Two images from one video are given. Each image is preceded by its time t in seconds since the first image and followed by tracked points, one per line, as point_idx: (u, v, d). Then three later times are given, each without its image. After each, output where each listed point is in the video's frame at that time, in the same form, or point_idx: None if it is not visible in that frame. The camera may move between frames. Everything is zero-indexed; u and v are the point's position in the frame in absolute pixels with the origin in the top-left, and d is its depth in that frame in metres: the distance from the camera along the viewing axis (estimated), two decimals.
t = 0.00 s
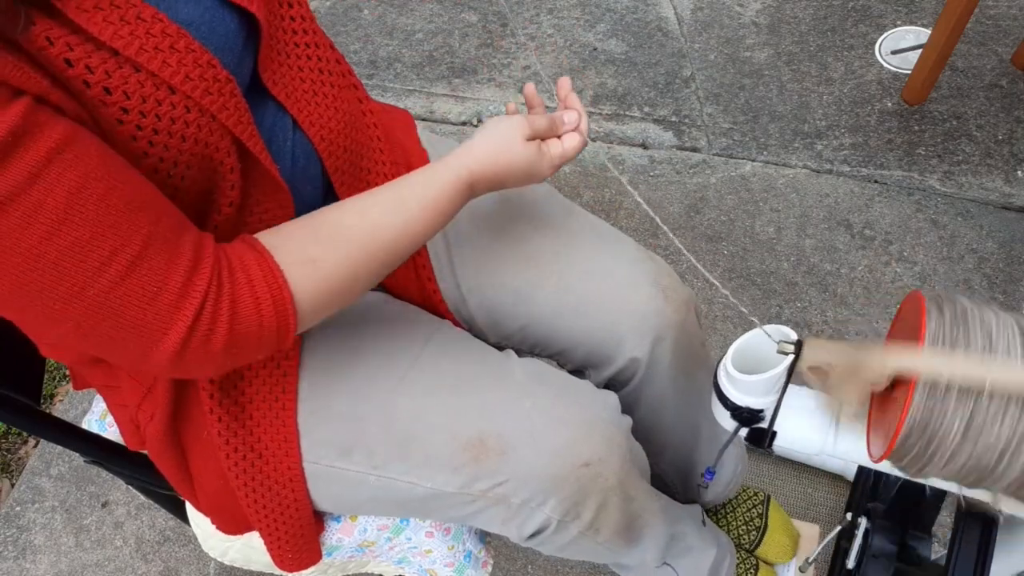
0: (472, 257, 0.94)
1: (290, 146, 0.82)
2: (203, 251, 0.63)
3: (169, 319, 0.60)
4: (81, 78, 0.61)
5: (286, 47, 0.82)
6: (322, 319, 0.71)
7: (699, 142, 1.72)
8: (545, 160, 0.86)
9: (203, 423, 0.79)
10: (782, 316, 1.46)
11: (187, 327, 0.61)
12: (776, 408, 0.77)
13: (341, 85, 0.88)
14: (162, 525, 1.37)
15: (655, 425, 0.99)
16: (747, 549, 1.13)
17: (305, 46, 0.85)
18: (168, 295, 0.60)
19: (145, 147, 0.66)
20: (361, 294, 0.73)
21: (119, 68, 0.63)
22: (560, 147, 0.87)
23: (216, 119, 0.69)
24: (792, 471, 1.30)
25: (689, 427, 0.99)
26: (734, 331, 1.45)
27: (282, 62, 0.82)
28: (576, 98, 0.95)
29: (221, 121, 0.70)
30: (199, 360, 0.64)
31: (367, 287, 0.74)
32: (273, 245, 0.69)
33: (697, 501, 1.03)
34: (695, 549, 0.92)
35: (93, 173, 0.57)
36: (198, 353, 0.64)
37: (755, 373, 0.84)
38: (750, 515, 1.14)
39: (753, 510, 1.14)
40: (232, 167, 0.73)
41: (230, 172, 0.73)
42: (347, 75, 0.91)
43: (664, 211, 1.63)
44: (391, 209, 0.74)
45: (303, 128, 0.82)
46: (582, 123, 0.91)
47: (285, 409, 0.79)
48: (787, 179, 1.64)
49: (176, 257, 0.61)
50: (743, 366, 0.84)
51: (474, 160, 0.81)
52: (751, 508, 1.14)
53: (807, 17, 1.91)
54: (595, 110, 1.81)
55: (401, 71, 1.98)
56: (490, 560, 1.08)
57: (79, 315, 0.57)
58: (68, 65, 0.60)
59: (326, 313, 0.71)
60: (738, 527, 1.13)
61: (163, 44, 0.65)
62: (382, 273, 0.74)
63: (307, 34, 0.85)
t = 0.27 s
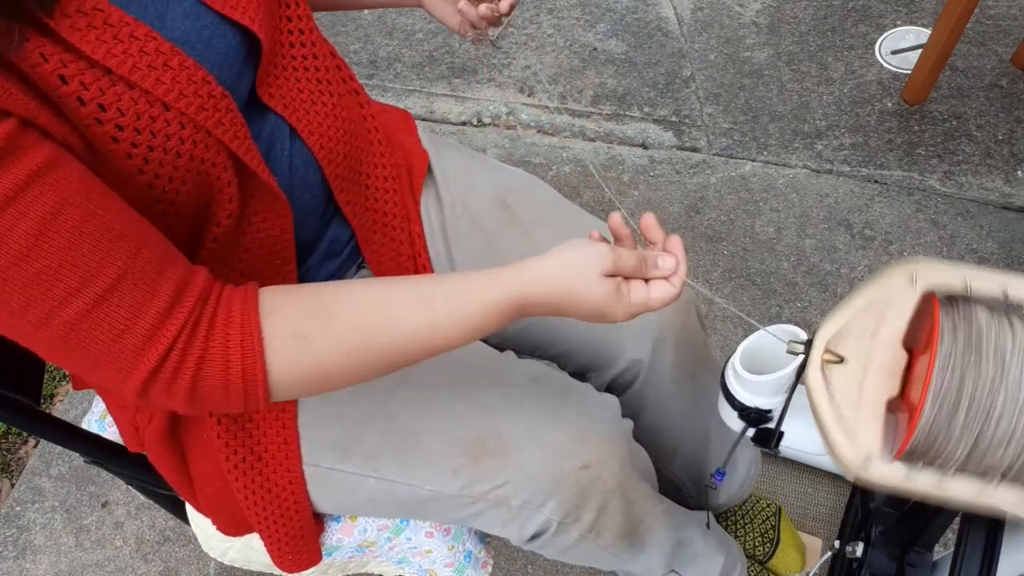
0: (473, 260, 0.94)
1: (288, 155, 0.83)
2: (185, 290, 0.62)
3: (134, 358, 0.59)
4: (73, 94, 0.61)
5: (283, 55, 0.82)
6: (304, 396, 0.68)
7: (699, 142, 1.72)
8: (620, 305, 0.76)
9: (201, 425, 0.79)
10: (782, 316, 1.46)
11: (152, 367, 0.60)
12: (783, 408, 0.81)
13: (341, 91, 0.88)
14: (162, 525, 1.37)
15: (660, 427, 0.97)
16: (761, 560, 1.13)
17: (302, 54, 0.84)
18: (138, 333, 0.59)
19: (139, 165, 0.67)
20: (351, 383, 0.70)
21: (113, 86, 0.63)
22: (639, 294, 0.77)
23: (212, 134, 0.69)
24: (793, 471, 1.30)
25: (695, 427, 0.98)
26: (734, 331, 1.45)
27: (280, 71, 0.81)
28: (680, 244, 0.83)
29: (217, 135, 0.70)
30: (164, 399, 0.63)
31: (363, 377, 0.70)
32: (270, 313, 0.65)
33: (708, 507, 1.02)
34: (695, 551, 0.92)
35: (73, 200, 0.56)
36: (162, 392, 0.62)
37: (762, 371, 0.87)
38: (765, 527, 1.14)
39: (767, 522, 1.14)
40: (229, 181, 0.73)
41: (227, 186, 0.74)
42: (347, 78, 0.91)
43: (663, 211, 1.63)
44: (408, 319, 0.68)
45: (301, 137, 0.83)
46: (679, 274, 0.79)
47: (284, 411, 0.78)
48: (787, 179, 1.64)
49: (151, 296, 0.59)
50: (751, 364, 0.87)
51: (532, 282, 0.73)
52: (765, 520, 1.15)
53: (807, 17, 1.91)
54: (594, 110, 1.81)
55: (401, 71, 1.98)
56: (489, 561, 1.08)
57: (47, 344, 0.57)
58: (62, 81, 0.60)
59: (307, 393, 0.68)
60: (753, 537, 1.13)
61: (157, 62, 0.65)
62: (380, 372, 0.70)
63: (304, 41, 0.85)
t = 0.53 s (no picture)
0: (473, 260, 0.94)
1: (288, 157, 0.83)
2: (190, 289, 0.62)
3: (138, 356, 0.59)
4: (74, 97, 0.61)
5: (283, 58, 0.82)
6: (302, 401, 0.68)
7: (699, 142, 1.72)
8: (637, 349, 0.74)
9: (202, 425, 0.79)
10: (782, 316, 1.46)
11: (157, 365, 0.60)
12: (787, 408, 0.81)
13: (341, 93, 0.88)
14: (162, 524, 1.37)
15: (654, 425, 0.98)
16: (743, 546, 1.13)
17: (303, 57, 0.84)
18: (141, 333, 0.59)
19: (140, 167, 0.67)
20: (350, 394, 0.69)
21: (114, 89, 0.63)
22: (655, 341, 0.75)
23: (212, 137, 0.70)
24: (792, 471, 1.30)
25: (691, 425, 0.98)
26: (734, 331, 1.45)
27: (279, 73, 0.81)
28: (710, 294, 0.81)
29: (218, 139, 0.70)
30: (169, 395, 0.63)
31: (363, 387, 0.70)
32: (274, 319, 0.65)
33: (693, 500, 1.03)
34: (694, 551, 0.92)
35: (77, 201, 0.56)
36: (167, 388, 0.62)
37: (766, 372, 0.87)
38: (746, 513, 1.15)
39: (748, 508, 1.15)
40: (229, 183, 0.74)
41: (227, 188, 0.74)
42: (347, 80, 0.91)
43: (663, 211, 1.63)
44: (412, 338, 0.68)
45: (301, 139, 0.82)
46: (705, 323, 0.76)
47: (283, 413, 0.78)
48: (787, 179, 1.64)
49: (154, 295, 0.59)
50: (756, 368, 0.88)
51: (545, 316, 0.72)
52: (746, 506, 1.15)
53: (807, 17, 1.91)
54: (594, 110, 1.81)
55: (401, 71, 1.98)
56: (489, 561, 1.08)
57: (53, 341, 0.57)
58: (63, 83, 0.60)
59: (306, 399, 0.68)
60: (733, 523, 1.14)
61: (158, 65, 0.65)
62: (379, 386, 0.69)
63: (305, 44, 0.85)
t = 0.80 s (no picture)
0: (473, 258, 0.94)
1: (287, 153, 0.83)
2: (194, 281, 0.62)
3: (146, 350, 0.59)
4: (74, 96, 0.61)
5: (283, 54, 0.82)
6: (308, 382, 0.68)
7: (699, 142, 1.72)
8: (614, 300, 0.76)
9: (202, 425, 0.79)
10: (782, 316, 1.46)
11: (165, 358, 0.60)
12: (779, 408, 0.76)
13: (340, 89, 0.88)
14: (162, 525, 1.37)
15: (653, 422, 0.98)
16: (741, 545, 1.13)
17: (304, 53, 0.84)
18: (147, 327, 0.59)
19: (141, 162, 0.67)
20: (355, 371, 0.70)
21: (114, 85, 0.63)
22: (636, 288, 0.76)
23: (212, 133, 0.69)
24: (792, 471, 1.30)
25: (691, 423, 0.99)
26: (734, 331, 1.45)
27: (279, 69, 0.82)
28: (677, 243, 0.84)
29: (218, 134, 0.70)
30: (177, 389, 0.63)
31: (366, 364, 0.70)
32: (270, 303, 0.65)
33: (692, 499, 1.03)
34: (694, 549, 0.92)
35: (80, 198, 0.56)
36: (175, 381, 0.62)
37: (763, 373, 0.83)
38: (745, 512, 1.14)
39: (748, 507, 1.15)
40: (229, 179, 0.73)
41: (228, 184, 0.73)
42: (347, 78, 0.91)
43: (663, 212, 1.63)
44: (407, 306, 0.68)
45: (299, 135, 0.83)
46: (674, 270, 0.79)
47: (284, 411, 0.78)
48: (787, 179, 1.64)
49: (159, 289, 0.59)
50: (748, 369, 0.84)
51: (532, 276, 0.73)
52: (746, 505, 1.15)
53: (807, 17, 1.91)
54: (595, 110, 1.81)
55: (401, 71, 1.98)
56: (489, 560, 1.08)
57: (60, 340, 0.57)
58: (62, 82, 0.60)
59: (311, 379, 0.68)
60: (732, 523, 1.13)
61: (158, 61, 0.66)
62: (381, 360, 0.70)
63: (306, 40, 0.85)
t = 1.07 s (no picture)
0: (473, 257, 0.94)
1: (288, 150, 0.82)
2: (209, 254, 0.64)
3: (174, 323, 0.61)
4: (78, 87, 0.61)
5: (284, 51, 0.83)
6: (328, 329, 0.72)
7: (699, 142, 1.72)
8: (572, 211, 0.86)
9: (203, 424, 0.79)
10: (782, 316, 1.46)
11: (193, 329, 0.62)
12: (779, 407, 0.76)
13: (340, 86, 0.88)
14: (162, 525, 1.37)
15: (659, 426, 0.98)
16: (759, 558, 1.13)
17: (304, 50, 0.85)
18: (171, 300, 0.61)
19: (143, 154, 0.66)
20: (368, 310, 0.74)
21: (117, 76, 0.63)
22: (589, 197, 0.87)
23: (215, 125, 0.69)
24: (793, 471, 1.30)
25: (696, 426, 0.98)
26: (734, 331, 1.45)
27: (280, 65, 0.82)
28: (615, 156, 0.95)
29: (220, 126, 0.70)
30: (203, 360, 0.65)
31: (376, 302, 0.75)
32: (282, 256, 0.69)
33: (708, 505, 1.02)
34: (695, 550, 0.92)
35: (97, 180, 0.58)
36: (202, 352, 0.64)
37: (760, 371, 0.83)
38: (763, 524, 1.14)
39: (766, 519, 1.15)
40: (230, 173, 0.73)
41: (228, 178, 0.73)
42: (346, 76, 0.91)
43: (663, 212, 1.63)
44: (404, 235, 0.75)
45: (300, 131, 0.83)
46: (618, 181, 0.90)
47: (284, 410, 0.79)
48: (787, 179, 1.64)
49: (180, 262, 0.61)
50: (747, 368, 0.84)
51: (501, 195, 0.82)
52: (764, 517, 1.15)
53: (807, 17, 1.91)
54: (595, 110, 1.81)
55: (401, 71, 1.98)
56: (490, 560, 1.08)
57: (87, 319, 0.59)
58: (65, 74, 0.60)
59: (331, 323, 0.72)
60: (750, 535, 1.13)
61: (161, 52, 0.66)
62: (388, 293, 0.75)
63: (306, 37, 0.85)
